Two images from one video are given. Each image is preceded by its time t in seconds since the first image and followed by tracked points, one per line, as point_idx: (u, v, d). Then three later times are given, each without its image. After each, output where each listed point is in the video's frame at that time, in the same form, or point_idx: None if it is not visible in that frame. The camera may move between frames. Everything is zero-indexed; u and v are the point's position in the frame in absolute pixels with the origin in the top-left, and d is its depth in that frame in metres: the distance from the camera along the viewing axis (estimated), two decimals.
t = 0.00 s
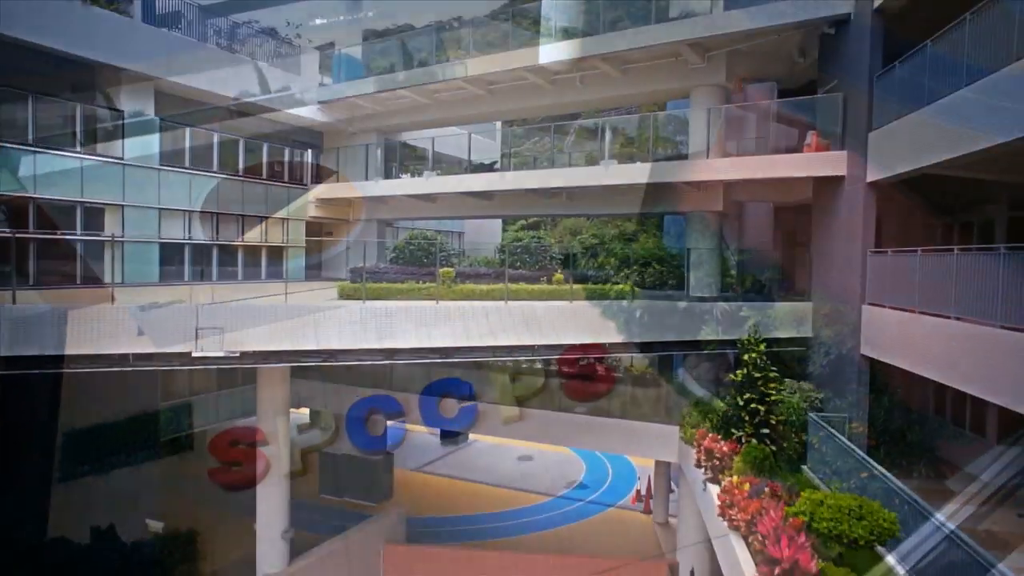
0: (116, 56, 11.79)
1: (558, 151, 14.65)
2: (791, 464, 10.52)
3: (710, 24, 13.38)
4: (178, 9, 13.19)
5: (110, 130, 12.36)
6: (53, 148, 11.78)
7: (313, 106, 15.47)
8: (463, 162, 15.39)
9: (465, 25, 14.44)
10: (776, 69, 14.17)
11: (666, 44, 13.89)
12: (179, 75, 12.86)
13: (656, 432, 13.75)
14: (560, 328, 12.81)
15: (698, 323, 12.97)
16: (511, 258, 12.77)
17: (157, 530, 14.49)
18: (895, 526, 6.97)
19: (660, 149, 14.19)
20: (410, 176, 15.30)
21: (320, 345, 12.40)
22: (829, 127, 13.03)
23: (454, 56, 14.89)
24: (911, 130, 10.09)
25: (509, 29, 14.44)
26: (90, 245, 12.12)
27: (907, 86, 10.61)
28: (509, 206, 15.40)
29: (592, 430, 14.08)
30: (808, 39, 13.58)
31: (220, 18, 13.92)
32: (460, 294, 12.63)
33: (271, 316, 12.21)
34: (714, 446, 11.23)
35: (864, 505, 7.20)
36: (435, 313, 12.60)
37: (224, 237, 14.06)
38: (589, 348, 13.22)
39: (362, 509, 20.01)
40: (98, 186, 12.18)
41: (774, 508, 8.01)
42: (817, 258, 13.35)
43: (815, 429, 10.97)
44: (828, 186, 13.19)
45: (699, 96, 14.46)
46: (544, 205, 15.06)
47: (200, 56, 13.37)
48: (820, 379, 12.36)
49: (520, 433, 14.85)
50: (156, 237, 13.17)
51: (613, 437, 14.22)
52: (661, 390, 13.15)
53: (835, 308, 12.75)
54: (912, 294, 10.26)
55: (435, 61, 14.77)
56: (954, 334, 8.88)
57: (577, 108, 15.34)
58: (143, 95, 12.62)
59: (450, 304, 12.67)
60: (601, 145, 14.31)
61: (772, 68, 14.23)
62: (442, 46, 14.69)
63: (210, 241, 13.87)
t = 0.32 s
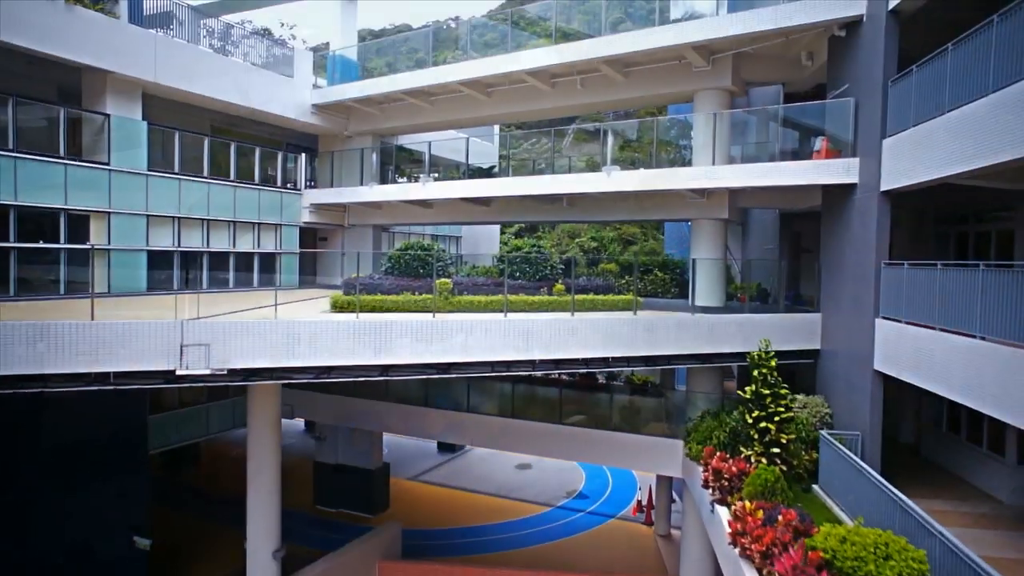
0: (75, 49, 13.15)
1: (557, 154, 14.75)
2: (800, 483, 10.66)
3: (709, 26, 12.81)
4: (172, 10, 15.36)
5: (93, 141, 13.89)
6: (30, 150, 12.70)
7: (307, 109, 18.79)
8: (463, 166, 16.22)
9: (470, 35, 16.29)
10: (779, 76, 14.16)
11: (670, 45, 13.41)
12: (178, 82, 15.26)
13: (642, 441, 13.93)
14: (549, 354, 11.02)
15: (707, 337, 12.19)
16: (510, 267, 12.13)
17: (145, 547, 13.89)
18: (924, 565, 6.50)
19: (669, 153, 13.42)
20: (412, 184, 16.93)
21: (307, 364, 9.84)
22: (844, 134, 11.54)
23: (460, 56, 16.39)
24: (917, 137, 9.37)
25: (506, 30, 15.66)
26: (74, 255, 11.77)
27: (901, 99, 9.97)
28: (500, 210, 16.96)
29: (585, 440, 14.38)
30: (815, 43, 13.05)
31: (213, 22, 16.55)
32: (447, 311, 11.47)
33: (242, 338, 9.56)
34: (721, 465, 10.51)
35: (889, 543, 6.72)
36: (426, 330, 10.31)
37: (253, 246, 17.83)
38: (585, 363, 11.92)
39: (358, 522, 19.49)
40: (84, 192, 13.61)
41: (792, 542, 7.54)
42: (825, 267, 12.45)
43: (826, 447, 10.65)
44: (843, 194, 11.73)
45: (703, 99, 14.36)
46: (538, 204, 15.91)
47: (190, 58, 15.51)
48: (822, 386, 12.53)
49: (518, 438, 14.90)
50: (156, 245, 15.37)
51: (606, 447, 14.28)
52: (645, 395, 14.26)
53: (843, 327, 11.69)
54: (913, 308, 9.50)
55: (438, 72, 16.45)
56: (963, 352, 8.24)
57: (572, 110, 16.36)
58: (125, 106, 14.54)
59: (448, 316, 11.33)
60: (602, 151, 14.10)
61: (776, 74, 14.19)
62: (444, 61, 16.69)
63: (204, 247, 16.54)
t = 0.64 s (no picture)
0: (61, 51, 12.71)
1: (557, 158, 14.37)
2: (812, 504, 10.28)
3: (716, 29, 12.39)
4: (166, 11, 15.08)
5: (77, 145, 13.44)
6: (14, 155, 12.35)
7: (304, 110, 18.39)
8: (461, 169, 15.85)
9: (469, 35, 15.86)
10: (786, 80, 13.76)
11: (676, 49, 12.97)
12: (168, 84, 14.78)
13: (644, 456, 13.53)
14: (550, 370, 10.62)
15: (714, 351, 11.78)
16: (511, 278, 11.71)
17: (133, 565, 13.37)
18: None
19: (674, 159, 13.01)
20: (410, 189, 16.50)
21: (300, 383, 9.45)
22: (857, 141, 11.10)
23: (459, 58, 15.99)
24: (939, 146, 8.92)
25: (506, 31, 15.24)
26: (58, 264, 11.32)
27: (920, 104, 9.55)
28: (500, 217, 16.56)
29: (586, 454, 13.96)
30: (825, 47, 12.65)
31: (207, 23, 16.15)
32: (445, 325, 11.07)
33: (231, 356, 9.14)
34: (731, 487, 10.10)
35: None
36: (421, 345, 9.90)
37: (246, 253, 17.45)
38: (588, 379, 11.47)
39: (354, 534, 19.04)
40: (70, 199, 13.24)
41: None
42: (836, 278, 12.05)
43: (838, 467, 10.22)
44: (855, 204, 11.33)
45: (708, 105, 13.94)
46: (539, 210, 15.48)
47: (180, 61, 15.03)
48: (832, 402, 12.15)
49: (518, 452, 14.49)
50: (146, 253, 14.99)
51: (609, 462, 13.82)
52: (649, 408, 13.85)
53: (856, 341, 11.29)
54: (932, 325, 9.10)
55: (436, 75, 16.03)
56: (988, 376, 7.80)
57: (574, 115, 15.97)
58: (112, 111, 14.10)
59: (446, 329, 10.93)
60: (606, 158, 13.68)
61: (783, 79, 13.80)
62: (443, 63, 16.28)
63: (196, 254, 16.19)
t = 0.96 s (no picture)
0: (47, 55, 12.29)
1: (557, 161, 13.92)
2: (824, 525, 9.94)
3: (724, 33, 12.02)
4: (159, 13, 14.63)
5: (64, 151, 13.03)
6: None
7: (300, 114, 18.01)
8: (459, 173, 15.43)
9: (469, 38, 15.45)
10: (794, 85, 13.42)
11: (682, 54, 12.60)
12: (159, 88, 14.37)
13: (650, 470, 13.14)
14: (554, 387, 10.28)
15: (722, 366, 11.42)
16: (513, 290, 11.24)
17: None
18: None
19: (679, 165, 12.66)
20: (408, 197, 16.15)
21: (293, 403, 9.09)
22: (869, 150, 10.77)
23: (458, 62, 15.60)
24: (961, 157, 8.53)
25: (507, 34, 14.88)
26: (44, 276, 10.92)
27: (940, 111, 9.15)
28: (500, 224, 16.23)
29: (588, 467, 13.57)
30: (835, 52, 12.31)
31: (201, 25, 15.78)
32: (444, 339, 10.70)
33: (222, 376, 8.80)
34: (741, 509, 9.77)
35: None
36: (420, 361, 9.55)
37: (241, 261, 17.06)
38: (593, 395, 11.10)
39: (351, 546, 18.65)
40: (58, 208, 12.83)
41: None
42: (847, 290, 11.72)
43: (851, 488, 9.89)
44: (868, 214, 10.99)
45: (713, 110, 13.59)
46: (539, 218, 15.10)
47: (171, 65, 14.60)
48: (842, 417, 11.80)
49: (519, 464, 14.07)
50: (137, 263, 14.58)
51: (611, 476, 13.44)
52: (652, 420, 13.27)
53: (869, 355, 10.96)
54: (953, 343, 8.72)
55: (435, 79, 15.66)
56: (1013, 400, 7.42)
57: (575, 120, 15.63)
58: (102, 116, 13.70)
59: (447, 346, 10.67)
60: (609, 166, 13.33)
61: (792, 84, 13.46)
62: (441, 65, 15.90)
63: (189, 263, 15.81)
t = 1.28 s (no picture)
0: (38, 60, 11.95)
1: (561, 169, 13.62)
2: (839, 548, 9.62)
3: (734, 37, 11.67)
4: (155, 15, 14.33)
5: (55, 159, 12.68)
6: None
7: (298, 119, 17.70)
8: (461, 178, 15.19)
9: (470, 41, 15.06)
10: (803, 90, 13.08)
11: (690, 59, 12.24)
12: (153, 93, 14.02)
13: (657, 485, 12.80)
14: (559, 405, 9.95)
15: (731, 381, 11.09)
16: (517, 302, 10.82)
17: None
18: None
19: (685, 172, 12.35)
20: (408, 204, 15.82)
21: (289, 424, 8.75)
22: (885, 159, 10.40)
23: (459, 65, 15.24)
24: (984, 169, 8.21)
25: (509, 37, 14.52)
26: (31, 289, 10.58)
27: (962, 120, 8.83)
28: (502, 231, 15.89)
29: (591, 482, 13.18)
30: (847, 57, 11.98)
31: (198, 27, 15.45)
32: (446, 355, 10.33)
33: (214, 396, 8.45)
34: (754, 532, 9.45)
35: None
36: (420, 380, 9.22)
37: (237, 269, 16.68)
38: (599, 412, 10.78)
39: (350, 558, 18.30)
40: (48, 217, 12.47)
41: None
42: (860, 302, 11.40)
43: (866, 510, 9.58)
44: (883, 225, 10.66)
45: (722, 116, 13.25)
46: (543, 226, 14.76)
47: (165, 69, 14.23)
48: (855, 433, 11.47)
49: (521, 478, 13.61)
50: (131, 272, 14.22)
51: (615, 493, 13.06)
52: (658, 430, 12.89)
53: (883, 370, 10.63)
54: (975, 362, 8.40)
55: (436, 83, 15.31)
56: None
57: (579, 126, 15.30)
58: (95, 123, 13.37)
59: (449, 361, 10.32)
60: (614, 174, 13.00)
61: (801, 89, 13.12)
62: (443, 67, 15.52)
63: (185, 272, 15.46)
